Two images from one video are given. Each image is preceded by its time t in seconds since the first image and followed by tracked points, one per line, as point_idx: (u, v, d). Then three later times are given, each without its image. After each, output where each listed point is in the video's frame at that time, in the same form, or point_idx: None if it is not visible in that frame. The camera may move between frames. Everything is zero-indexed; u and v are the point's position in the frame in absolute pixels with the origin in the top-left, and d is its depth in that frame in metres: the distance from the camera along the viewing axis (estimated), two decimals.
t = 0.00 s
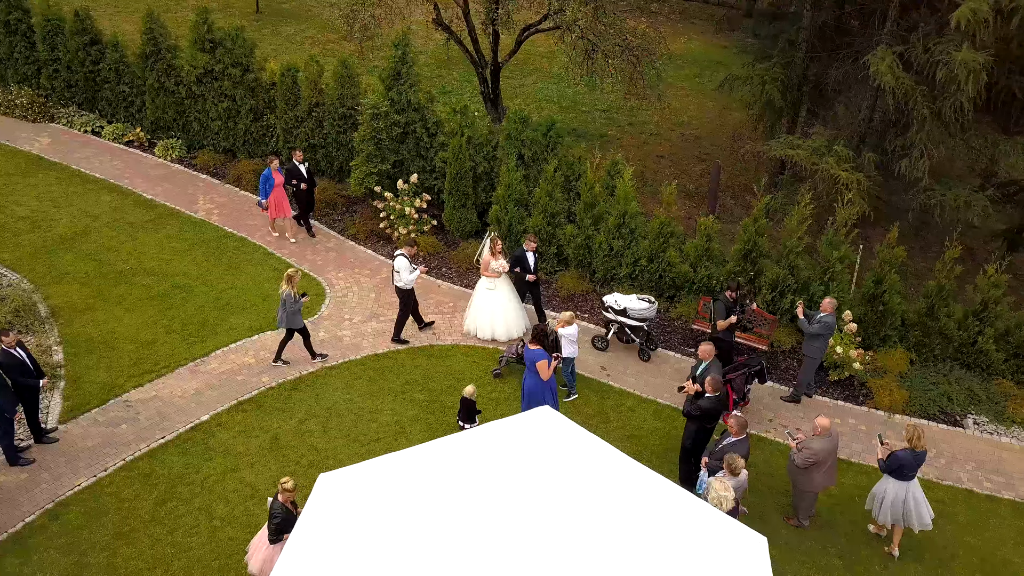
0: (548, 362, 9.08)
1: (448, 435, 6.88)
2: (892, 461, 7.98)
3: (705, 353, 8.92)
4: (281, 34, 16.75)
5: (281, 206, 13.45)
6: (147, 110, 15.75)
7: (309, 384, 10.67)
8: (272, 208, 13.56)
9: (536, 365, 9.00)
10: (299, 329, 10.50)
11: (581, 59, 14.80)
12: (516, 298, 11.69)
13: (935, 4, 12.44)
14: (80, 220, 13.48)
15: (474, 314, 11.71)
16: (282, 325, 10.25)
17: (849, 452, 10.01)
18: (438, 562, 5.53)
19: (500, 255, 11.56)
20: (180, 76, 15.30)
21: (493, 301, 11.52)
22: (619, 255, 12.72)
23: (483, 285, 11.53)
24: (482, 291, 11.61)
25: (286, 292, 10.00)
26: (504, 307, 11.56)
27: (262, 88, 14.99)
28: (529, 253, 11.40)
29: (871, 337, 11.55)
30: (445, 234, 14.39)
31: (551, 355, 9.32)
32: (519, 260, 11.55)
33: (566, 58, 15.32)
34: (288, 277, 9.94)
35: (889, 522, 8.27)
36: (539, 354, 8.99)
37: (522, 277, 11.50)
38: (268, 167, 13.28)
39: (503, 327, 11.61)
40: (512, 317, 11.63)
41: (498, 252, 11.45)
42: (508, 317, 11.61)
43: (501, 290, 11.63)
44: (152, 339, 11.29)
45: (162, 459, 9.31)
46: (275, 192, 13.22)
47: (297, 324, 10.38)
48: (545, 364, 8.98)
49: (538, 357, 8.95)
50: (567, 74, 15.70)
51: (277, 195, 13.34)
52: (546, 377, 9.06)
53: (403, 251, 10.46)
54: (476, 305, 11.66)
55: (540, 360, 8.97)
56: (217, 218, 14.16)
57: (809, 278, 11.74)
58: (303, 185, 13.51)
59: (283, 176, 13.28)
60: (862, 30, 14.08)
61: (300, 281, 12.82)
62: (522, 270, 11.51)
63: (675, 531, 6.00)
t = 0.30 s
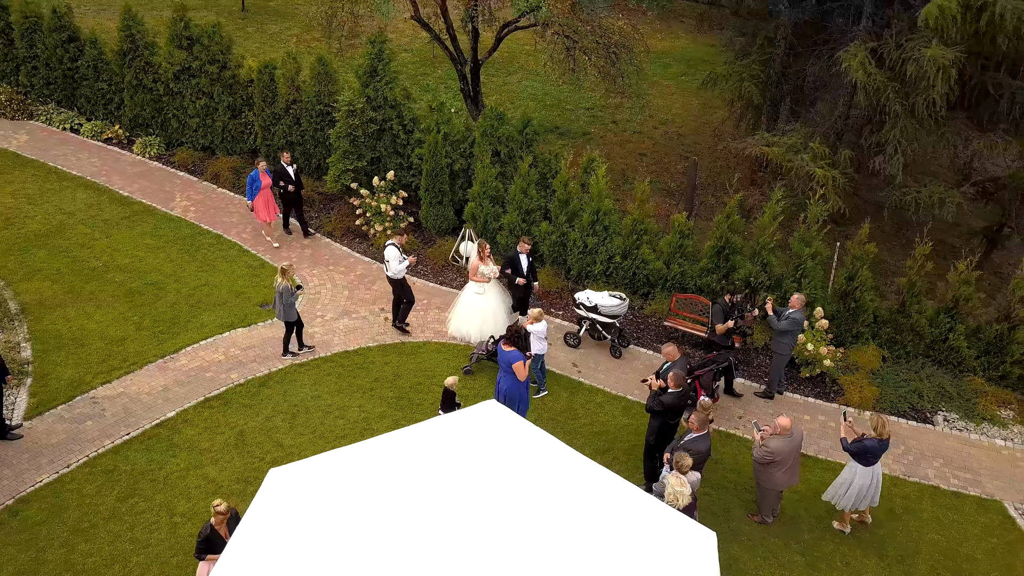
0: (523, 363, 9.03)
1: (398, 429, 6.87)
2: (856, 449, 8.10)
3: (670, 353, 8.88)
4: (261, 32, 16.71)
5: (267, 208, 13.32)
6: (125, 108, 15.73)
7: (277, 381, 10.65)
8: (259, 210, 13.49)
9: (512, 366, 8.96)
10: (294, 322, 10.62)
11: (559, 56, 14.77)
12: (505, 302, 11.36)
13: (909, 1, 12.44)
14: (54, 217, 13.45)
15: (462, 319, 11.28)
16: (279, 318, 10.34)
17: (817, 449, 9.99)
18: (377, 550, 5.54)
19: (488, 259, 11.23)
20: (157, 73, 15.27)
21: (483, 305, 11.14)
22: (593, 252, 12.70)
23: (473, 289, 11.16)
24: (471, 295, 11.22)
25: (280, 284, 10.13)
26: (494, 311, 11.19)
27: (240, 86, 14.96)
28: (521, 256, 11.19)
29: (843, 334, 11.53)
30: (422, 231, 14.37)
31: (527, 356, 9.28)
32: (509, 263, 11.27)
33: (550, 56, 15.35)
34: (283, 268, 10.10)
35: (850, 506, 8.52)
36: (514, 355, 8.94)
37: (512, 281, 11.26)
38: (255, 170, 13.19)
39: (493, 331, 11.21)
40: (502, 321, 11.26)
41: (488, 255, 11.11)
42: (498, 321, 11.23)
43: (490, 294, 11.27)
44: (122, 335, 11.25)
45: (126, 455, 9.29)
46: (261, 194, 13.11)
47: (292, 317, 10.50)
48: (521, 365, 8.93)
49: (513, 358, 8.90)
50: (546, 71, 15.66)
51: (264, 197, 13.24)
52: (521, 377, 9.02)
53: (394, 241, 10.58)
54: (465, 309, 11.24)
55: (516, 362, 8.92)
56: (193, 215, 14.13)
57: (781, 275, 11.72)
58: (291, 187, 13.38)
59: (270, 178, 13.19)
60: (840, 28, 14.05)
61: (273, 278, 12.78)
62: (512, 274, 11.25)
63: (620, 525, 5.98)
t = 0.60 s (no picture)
0: (500, 367, 9.02)
1: (356, 427, 6.88)
2: (829, 445, 7.95)
3: (636, 353, 8.83)
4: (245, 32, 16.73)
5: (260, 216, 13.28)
6: (108, 108, 15.75)
7: (252, 380, 10.67)
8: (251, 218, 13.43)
9: (488, 372, 8.95)
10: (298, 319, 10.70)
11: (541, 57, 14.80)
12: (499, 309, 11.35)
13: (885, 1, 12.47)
14: (34, 216, 13.47)
15: (455, 323, 11.36)
16: (278, 315, 10.39)
17: (788, 447, 10.01)
18: (328, 549, 5.55)
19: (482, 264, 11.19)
20: (139, 73, 15.27)
21: (474, 311, 11.16)
22: (571, 252, 12.72)
23: (465, 294, 11.20)
24: (463, 300, 11.27)
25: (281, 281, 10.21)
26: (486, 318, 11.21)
27: (222, 85, 14.97)
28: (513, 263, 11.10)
29: (818, 334, 11.55)
30: (403, 231, 14.39)
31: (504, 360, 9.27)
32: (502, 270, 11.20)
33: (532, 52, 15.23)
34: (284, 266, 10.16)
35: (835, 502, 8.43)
36: (489, 360, 8.92)
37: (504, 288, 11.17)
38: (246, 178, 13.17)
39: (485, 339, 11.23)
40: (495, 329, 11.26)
41: (480, 261, 11.05)
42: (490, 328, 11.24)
43: (482, 300, 11.28)
44: (98, 335, 11.27)
45: (97, 455, 9.30)
46: (253, 203, 13.10)
47: (294, 314, 10.58)
48: (497, 370, 8.92)
49: (489, 363, 8.88)
50: (528, 71, 15.68)
51: (256, 205, 13.21)
52: (498, 381, 9.01)
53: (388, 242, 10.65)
54: (457, 314, 11.31)
55: (492, 367, 8.90)
56: (174, 215, 14.14)
57: (757, 275, 11.74)
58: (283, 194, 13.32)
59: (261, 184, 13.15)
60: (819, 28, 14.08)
61: (251, 278, 12.79)
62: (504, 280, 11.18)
63: (573, 524, 5.99)
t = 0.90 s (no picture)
0: (484, 368, 8.94)
1: (323, 426, 6.87)
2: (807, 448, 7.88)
3: (615, 354, 8.82)
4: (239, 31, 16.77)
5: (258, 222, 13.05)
6: (101, 106, 15.82)
7: (234, 378, 10.67)
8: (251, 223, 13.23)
9: (470, 371, 8.88)
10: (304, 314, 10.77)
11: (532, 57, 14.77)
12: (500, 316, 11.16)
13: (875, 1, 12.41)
14: (23, 214, 13.51)
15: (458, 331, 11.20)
16: (286, 308, 10.41)
17: (770, 450, 9.95)
18: (285, 547, 5.53)
19: (481, 270, 10.95)
20: (131, 72, 15.33)
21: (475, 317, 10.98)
22: (558, 252, 12.69)
23: (466, 300, 10.98)
24: (464, 306, 11.06)
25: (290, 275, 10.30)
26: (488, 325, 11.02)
27: (213, 84, 14.99)
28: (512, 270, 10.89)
29: (804, 336, 11.47)
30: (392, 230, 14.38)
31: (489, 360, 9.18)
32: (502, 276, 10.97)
33: (523, 50, 15.16)
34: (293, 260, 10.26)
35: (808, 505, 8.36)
36: (473, 360, 8.84)
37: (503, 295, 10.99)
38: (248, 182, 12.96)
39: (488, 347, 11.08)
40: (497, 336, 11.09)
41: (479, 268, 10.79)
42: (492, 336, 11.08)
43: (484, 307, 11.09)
44: (82, 332, 11.29)
45: (75, 452, 9.32)
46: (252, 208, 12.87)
47: (300, 308, 10.64)
48: (480, 369, 8.84)
49: (472, 363, 8.81)
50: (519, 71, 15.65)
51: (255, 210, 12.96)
52: (481, 381, 8.94)
53: (387, 236, 10.76)
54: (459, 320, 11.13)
55: (475, 367, 8.83)
56: (164, 213, 14.17)
57: (744, 276, 11.67)
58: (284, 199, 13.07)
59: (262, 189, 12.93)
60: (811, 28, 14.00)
61: (238, 276, 12.80)
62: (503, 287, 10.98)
63: (534, 526, 5.96)
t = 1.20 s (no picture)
0: (472, 365, 8.81)
1: (294, 425, 6.85)
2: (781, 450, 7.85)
3: (595, 353, 8.71)
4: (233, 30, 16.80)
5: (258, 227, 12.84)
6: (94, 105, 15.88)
7: (217, 377, 10.67)
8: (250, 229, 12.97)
9: (457, 366, 8.75)
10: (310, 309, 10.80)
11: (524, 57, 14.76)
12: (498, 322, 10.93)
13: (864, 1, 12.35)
14: (14, 212, 13.56)
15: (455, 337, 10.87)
16: (296, 301, 10.45)
17: (753, 452, 9.90)
18: (247, 546, 5.52)
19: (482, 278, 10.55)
20: (124, 70, 15.36)
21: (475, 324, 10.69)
22: (546, 252, 12.68)
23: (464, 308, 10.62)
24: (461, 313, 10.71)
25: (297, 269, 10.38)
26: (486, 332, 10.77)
27: (205, 83, 15.01)
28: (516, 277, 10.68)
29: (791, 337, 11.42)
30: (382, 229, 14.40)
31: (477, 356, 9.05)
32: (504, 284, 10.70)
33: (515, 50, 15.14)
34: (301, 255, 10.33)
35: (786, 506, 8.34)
36: (462, 356, 8.69)
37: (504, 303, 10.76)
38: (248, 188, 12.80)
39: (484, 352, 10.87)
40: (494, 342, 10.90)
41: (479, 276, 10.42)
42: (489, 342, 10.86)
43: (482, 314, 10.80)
44: (69, 330, 11.32)
45: (56, 449, 9.34)
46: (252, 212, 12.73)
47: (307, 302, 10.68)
48: (467, 366, 8.71)
49: (460, 359, 8.67)
50: (512, 71, 15.64)
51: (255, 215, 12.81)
52: (468, 378, 8.79)
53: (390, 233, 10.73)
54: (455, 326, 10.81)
55: (462, 363, 8.69)
56: (155, 211, 14.20)
57: (730, 277, 11.63)
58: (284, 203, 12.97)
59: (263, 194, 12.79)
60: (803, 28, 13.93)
61: (226, 275, 12.81)
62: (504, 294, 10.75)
63: (500, 527, 5.94)
